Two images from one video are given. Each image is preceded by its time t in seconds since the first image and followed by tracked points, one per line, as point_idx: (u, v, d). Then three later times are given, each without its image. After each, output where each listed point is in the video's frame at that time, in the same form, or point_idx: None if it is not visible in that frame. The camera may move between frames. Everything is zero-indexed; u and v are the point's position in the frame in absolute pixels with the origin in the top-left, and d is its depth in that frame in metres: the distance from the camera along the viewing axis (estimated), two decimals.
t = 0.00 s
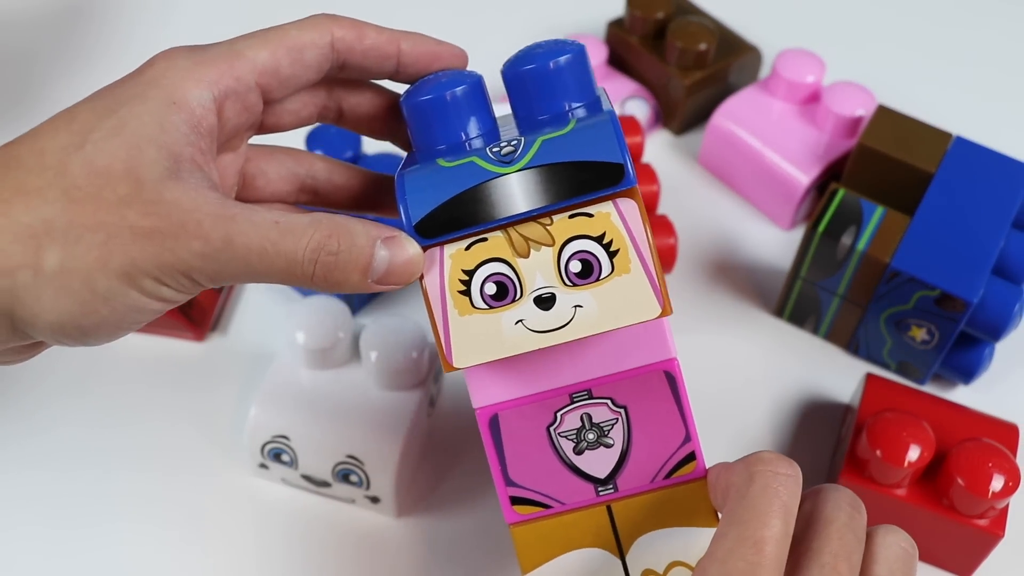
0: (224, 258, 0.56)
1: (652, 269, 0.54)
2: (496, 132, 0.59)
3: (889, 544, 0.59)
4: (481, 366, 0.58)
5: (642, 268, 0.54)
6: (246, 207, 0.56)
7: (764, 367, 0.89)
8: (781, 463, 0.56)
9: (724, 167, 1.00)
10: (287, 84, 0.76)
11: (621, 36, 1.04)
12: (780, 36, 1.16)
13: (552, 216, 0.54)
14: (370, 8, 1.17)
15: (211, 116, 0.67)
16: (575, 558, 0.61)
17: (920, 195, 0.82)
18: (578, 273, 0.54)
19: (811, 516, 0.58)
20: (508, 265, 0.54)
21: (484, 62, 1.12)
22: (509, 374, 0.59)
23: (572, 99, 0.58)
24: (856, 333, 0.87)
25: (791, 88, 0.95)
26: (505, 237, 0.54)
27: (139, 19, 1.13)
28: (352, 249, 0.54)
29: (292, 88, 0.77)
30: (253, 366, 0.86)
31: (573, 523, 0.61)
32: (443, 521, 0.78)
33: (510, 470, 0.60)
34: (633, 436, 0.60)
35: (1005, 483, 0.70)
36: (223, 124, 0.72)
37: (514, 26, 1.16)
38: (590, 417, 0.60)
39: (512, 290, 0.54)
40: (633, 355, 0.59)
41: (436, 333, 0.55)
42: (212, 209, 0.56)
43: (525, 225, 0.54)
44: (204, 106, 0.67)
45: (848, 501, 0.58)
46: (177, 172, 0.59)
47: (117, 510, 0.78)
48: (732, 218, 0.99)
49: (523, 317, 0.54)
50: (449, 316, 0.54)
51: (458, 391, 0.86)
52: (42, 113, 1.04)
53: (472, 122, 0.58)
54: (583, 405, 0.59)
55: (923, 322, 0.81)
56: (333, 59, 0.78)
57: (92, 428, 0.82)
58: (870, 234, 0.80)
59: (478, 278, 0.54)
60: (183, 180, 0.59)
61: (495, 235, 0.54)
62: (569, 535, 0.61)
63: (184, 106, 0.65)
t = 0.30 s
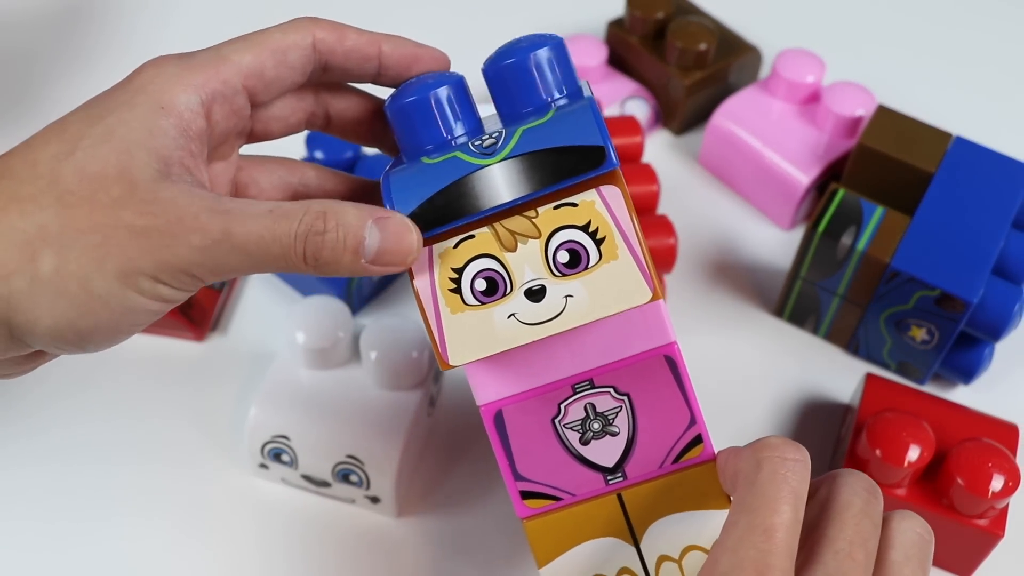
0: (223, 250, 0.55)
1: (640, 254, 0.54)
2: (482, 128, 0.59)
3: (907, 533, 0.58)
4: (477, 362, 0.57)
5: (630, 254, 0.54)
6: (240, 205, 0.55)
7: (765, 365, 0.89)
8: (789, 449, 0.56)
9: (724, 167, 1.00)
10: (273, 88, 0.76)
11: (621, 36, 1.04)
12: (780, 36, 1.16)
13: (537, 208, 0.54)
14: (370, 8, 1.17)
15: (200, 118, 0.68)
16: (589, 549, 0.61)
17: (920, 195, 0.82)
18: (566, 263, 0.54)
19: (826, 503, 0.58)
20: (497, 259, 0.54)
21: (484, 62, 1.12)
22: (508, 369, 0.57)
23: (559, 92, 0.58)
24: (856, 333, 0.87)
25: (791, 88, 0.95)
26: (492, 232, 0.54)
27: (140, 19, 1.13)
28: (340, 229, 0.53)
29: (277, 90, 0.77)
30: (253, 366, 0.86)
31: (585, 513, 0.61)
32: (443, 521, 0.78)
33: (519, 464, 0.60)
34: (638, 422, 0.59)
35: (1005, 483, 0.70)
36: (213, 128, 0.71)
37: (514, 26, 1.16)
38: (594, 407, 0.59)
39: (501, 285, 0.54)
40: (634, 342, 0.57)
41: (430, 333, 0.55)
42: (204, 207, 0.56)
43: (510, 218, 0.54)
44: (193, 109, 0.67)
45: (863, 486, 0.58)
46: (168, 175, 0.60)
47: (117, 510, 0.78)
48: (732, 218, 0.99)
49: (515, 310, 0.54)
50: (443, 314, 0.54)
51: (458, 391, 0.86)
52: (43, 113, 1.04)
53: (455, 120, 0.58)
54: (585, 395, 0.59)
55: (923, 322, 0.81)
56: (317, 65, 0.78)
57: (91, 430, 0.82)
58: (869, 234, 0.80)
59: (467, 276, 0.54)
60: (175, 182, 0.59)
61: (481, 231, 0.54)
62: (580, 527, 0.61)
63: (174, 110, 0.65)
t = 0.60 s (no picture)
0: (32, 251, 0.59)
1: (735, 238, 0.55)
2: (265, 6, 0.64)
3: (951, 560, 0.57)
4: (551, 326, 0.59)
5: (725, 237, 0.55)
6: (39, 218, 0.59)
7: (766, 365, 0.88)
8: (851, 457, 0.55)
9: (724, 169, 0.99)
10: (32, 52, 0.80)
11: (621, 36, 1.04)
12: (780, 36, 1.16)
13: (637, 178, 0.54)
14: (369, 7, 1.17)
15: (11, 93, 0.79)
16: (626, 529, 0.59)
17: (920, 195, 0.83)
18: (661, 238, 0.55)
19: (874, 514, 0.57)
20: (590, 225, 0.54)
21: (483, 62, 1.12)
22: (577, 337, 0.59)
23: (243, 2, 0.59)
24: (856, 333, 0.87)
25: (790, 88, 0.95)
26: (588, 196, 0.54)
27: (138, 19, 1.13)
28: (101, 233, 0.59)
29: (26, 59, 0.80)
30: (252, 367, 0.86)
31: (629, 492, 0.59)
32: (441, 520, 0.78)
33: (568, 433, 0.59)
34: (696, 408, 0.59)
35: (1005, 483, 0.70)
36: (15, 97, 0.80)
37: (513, 26, 1.16)
38: (654, 387, 0.59)
39: (592, 249, 0.55)
40: (704, 328, 0.59)
41: (511, 288, 0.56)
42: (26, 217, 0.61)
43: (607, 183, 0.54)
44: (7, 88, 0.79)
45: (913, 504, 0.57)
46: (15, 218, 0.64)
47: (115, 512, 0.77)
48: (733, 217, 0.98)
49: (601, 278, 0.55)
50: (527, 272, 0.55)
51: (456, 390, 0.86)
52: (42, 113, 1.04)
53: None
54: (647, 373, 0.59)
55: (923, 322, 0.81)
56: (58, 44, 0.80)
57: (91, 431, 0.81)
58: (869, 234, 0.80)
59: (558, 237, 0.55)
60: None
61: (577, 193, 0.54)
62: (620, 506, 0.59)
63: None
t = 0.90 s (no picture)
0: None
1: (742, 196, 0.53)
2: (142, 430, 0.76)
3: (937, 526, 0.57)
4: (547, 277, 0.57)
5: (732, 193, 0.53)
6: None
7: (766, 364, 0.88)
8: (844, 422, 0.55)
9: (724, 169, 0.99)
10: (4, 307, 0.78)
11: (621, 36, 1.04)
12: (780, 36, 1.16)
13: (645, 130, 0.52)
14: (369, 7, 1.17)
15: None
16: (612, 487, 0.59)
17: (920, 195, 0.83)
18: (667, 192, 0.53)
19: (864, 481, 0.57)
20: (596, 174, 0.52)
21: (483, 63, 1.12)
22: (573, 289, 0.57)
23: (138, 409, 0.74)
24: (855, 333, 0.87)
25: (790, 88, 0.95)
26: (595, 145, 0.52)
27: (138, 20, 1.13)
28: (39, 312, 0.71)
29: None
30: (252, 367, 0.86)
31: (618, 450, 0.58)
32: (441, 521, 0.78)
33: (561, 389, 0.58)
34: (690, 367, 0.58)
35: (1005, 483, 0.70)
36: None
37: (513, 27, 1.16)
38: (649, 344, 0.58)
39: (597, 200, 0.52)
40: (702, 285, 0.57)
41: (514, 234, 0.53)
42: None
43: (616, 134, 0.52)
44: None
45: (903, 472, 0.57)
46: None
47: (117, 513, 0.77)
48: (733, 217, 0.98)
49: (605, 230, 0.52)
50: (529, 220, 0.52)
51: (456, 391, 0.86)
52: (42, 115, 1.04)
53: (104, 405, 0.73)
54: (643, 330, 0.58)
55: (923, 322, 0.81)
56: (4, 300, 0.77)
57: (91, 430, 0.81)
58: (869, 234, 0.80)
59: (563, 187, 0.52)
60: None
61: (584, 142, 0.52)
62: (609, 463, 0.59)
63: None
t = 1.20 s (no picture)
0: None
1: (761, 198, 0.53)
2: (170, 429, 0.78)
3: (954, 539, 0.57)
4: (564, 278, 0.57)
5: (751, 196, 0.53)
6: None
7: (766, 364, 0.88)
8: (863, 428, 0.55)
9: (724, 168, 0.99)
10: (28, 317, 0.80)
11: (621, 36, 1.04)
12: (780, 36, 1.16)
13: (663, 131, 0.52)
14: (369, 7, 1.17)
15: None
16: (627, 492, 0.59)
17: (920, 195, 0.83)
18: (685, 193, 0.52)
19: (882, 487, 0.56)
20: (613, 175, 0.52)
21: (483, 62, 1.12)
22: (590, 290, 0.57)
23: (158, 408, 0.75)
24: (856, 333, 0.87)
25: (790, 88, 0.95)
26: (613, 147, 0.52)
27: (138, 19, 1.13)
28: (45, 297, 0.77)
29: None
30: (252, 367, 0.86)
31: (634, 454, 0.58)
32: (442, 521, 0.78)
33: (576, 391, 0.57)
34: (706, 371, 0.58)
35: (1005, 483, 0.70)
36: None
37: (514, 27, 1.16)
38: (665, 348, 0.58)
39: (614, 202, 0.52)
40: (721, 289, 0.57)
41: (531, 235, 0.53)
42: None
43: (633, 136, 0.52)
44: None
45: (922, 480, 0.57)
46: None
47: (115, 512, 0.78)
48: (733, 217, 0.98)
49: (622, 231, 0.52)
50: (547, 221, 0.52)
51: (456, 391, 0.86)
52: (41, 115, 1.04)
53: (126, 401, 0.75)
54: (659, 334, 0.57)
55: (923, 322, 0.81)
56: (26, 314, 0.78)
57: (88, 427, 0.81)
58: (869, 233, 0.80)
59: (580, 188, 0.52)
60: None
61: (602, 144, 0.52)
62: (625, 467, 0.58)
63: None
